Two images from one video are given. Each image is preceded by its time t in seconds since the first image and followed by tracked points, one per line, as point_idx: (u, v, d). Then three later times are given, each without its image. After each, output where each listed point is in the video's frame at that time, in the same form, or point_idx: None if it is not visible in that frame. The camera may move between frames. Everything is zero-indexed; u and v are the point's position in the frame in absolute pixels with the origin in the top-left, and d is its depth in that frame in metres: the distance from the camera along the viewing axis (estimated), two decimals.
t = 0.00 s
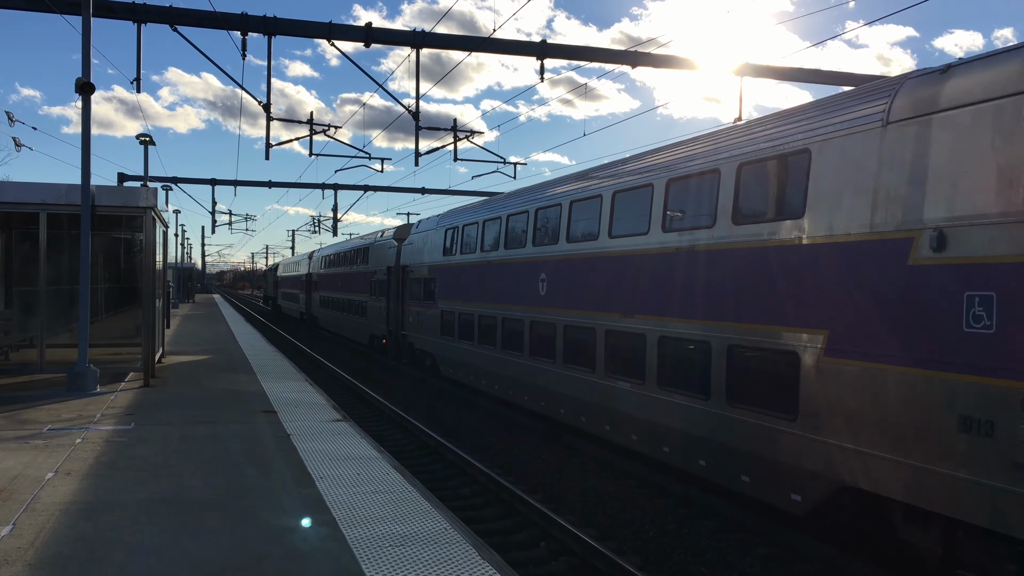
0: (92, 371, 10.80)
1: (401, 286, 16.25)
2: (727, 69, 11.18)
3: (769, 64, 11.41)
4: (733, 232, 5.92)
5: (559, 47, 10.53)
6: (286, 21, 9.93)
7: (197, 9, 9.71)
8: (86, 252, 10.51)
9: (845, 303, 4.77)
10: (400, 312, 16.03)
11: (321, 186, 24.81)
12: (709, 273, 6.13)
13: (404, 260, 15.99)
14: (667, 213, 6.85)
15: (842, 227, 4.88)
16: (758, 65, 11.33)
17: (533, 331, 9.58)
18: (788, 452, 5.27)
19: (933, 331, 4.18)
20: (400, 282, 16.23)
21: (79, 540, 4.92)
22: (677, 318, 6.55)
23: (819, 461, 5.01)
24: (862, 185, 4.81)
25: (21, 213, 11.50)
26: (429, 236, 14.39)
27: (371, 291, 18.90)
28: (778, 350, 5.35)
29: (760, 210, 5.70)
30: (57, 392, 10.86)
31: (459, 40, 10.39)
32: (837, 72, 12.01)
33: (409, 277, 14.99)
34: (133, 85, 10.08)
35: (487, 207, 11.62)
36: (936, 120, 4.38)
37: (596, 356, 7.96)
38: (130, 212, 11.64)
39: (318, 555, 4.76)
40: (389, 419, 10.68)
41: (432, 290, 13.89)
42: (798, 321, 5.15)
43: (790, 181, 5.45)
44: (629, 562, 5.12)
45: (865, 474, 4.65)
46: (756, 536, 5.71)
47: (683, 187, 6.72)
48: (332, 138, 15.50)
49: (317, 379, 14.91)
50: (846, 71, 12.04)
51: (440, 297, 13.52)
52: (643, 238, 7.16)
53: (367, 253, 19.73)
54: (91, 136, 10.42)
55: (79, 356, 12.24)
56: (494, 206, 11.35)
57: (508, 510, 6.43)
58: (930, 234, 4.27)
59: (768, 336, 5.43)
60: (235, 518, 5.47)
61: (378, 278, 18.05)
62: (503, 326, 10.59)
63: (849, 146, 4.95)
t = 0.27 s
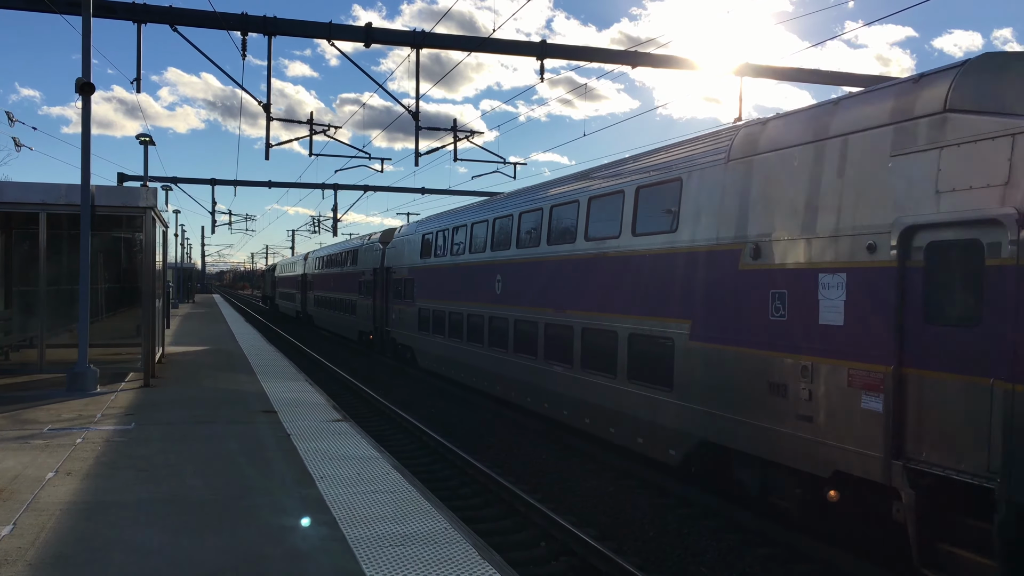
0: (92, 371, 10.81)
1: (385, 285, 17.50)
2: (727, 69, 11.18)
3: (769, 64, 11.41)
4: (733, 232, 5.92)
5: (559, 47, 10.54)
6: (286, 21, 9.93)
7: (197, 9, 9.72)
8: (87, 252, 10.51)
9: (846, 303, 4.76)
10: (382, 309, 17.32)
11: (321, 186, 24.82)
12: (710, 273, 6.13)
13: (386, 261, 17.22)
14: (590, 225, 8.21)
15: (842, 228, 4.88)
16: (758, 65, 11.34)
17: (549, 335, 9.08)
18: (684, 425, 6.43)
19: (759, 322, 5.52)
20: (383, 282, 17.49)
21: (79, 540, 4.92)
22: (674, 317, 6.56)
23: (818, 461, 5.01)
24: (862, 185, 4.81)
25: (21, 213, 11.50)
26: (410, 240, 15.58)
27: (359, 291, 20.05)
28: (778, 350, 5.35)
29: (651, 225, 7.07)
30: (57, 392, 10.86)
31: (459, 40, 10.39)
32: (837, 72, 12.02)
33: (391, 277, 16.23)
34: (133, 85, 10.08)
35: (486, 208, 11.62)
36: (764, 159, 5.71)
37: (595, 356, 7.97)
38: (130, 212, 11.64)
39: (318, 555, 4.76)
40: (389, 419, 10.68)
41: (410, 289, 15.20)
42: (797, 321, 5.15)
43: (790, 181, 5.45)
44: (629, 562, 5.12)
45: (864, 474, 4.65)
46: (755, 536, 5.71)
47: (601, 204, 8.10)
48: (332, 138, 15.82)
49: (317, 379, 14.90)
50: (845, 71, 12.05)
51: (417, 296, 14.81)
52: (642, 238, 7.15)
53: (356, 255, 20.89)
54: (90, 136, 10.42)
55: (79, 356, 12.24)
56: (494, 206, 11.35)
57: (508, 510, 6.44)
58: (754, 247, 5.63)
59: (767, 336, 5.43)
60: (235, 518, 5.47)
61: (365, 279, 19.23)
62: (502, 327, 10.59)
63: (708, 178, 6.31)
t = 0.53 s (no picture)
0: (92, 371, 10.80)
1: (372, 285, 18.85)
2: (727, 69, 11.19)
3: (769, 64, 11.42)
4: (733, 231, 5.91)
5: (559, 46, 10.54)
6: (286, 21, 9.93)
7: (197, 9, 9.71)
8: (87, 252, 10.51)
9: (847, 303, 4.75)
10: (371, 307, 18.70)
11: (321, 186, 24.83)
12: (711, 273, 6.12)
13: (374, 262, 18.58)
14: (534, 231, 9.64)
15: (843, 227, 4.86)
16: (758, 65, 11.35)
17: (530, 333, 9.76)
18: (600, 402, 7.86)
19: (646, 315, 6.99)
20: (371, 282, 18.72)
21: (79, 540, 4.92)
22: (673, 314, 6.58)
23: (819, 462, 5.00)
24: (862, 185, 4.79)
25: (21, 213, 11.50)
26: (395, 242, 16.91)
27: (350, 290, 21.32)
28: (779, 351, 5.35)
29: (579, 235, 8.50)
30: (57, 392, 10.86)
31: (459, 40, 10.39)
32: (837, 72, 12.03)
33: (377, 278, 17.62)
34: (133, 85, 10.08)
35: (486, 207, 11.61)
36: (651, 185, 7.11)
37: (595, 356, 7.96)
38: (130, 212, 11.64)
39: (318, 555, 4.76)
40: (389, 419, 10.68)
41: (392, 288, 16.69)
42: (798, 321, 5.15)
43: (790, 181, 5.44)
44: (630, 562, 5.12)
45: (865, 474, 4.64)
46: (756, 536, 5.70)
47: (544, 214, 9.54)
48: (332, 138, 16.22)
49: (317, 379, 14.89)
50: (845, 71, 12.06)
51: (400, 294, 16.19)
52: (643, 237, 7.14)
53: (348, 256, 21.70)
54: (91, 136, 10.42)
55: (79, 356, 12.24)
56: (493, 206, 11.34)
57: (508, 510, 6.43)
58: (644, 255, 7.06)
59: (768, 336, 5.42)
60: (235, 518, 5.46)
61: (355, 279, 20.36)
62: (503, 327, 10.59)
63: (613, 198, 7.74)
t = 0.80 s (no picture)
0: (93, 371, 10.80)
1: (361, 285, 20.21)
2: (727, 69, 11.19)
3: (769, 64, 11.43)
4: (735, 231, 5.92)
5: (559, 46, 10.54)
6: (286, 21, 9.93)
7: (197, 9, 9.71)
8: (87, 252, 10.52)
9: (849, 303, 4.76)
10: (360, 305, 20.08)
11: (321, 186, 24.83)
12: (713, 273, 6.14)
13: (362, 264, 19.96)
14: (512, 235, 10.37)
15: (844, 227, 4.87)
16: (758, 65, 11.36)
17: (490, 325, 11.11)
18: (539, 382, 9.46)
19: (574, 309, 8.58)
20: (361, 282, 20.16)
21: (79, 540, 4.92)
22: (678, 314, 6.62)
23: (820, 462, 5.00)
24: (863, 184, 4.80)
25: (21, 213, 11.50)
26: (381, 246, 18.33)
27: (342, 290, 22.58)
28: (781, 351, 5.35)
29: (528, 241, 9.93)
30: (58, 392, 10.86)
31: (459, 39, 10.39)
32: (837, 72, 12.04)
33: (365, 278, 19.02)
34: (133, 84, 10.08)
35: (486, 207, 11.61)
36: (577, 204, 8.60)
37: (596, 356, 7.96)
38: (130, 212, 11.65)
39: (318, 555, 4.76)
40: (389, 419, 10.68)
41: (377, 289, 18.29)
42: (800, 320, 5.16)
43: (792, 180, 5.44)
44: (630, 562, 5.12)
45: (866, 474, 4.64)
46: (756, 536, 5.71)
47: (520, 220, 10.29)
48: (332, 138, 16.10)
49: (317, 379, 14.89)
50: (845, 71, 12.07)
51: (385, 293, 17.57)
52: (645, 237, 7.15)
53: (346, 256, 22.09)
54: (91, 136, 10.42)
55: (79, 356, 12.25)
56: (493, 206, 11.34)
57: (508, 510, 6.43)
58: (572, 260, 8.60)
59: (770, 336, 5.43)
60: (236, 518, 5.47)
61: (347, 279, 21.62)
62: (504, 327, 10.59)
63: (548, 214, 9.31)
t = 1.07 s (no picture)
0: (93, 371, 10.80)
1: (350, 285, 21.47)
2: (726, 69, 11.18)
3: (768, 65, 11.42)
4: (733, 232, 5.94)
5: (559, 47, 10.54)
6: (286, 21, 9.93)
7: (197, 9, 9.71)
8: (87, 252, 10.52)
9: (846, 306, 4.77)
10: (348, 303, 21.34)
11: (321, 186, 24.82)
12: (711, 273, 6.14)
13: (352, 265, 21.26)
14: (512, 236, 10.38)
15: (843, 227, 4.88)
16: (758, 65, 11.36)
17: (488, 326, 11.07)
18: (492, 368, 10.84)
19: (568, 308, 8.64)
20: (350, 283, 21.45)
21: (79, 540, 4.92)
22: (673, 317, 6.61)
23: (817, 460, 4.99)
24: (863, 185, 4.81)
25: (21, 213, 11.51)
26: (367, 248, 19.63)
27: (333, 289, 23.78)
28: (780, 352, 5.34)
29: (527, 241, 9.92)
30: (58, 392, 10.86)
31: (459, 40, 10.39)
32: (836, 72, 12.04)
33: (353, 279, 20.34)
34: (133, 85, 10.08)
35: (487, 208, 11.59)
36: (523, 213, 10.04)
37: (595, 356, 7.97)
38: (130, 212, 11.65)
39: (318, 555, 4.76)
40: (389, 419, 10.67)
41: (364, 289, 19.55)
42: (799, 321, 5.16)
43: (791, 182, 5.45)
44: (630, 562, 5.12)
45: (866, 474, 4.64)
46: (756, 536, 5.70)
47: (519, 221, 10.29)
48: (332, 138, 16.13)
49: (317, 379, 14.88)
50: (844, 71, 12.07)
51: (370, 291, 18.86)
52: (644, 237, 7.15)
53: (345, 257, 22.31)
54: (91, 136, 10.42)
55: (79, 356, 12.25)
56: (494, 206, 11.34)
57: (509, 510, 6.43)
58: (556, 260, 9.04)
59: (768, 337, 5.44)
60: (236, 518, 5.47)
61: (339, 279, 22.81)
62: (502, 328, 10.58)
63: (502, 222, 10.73)
